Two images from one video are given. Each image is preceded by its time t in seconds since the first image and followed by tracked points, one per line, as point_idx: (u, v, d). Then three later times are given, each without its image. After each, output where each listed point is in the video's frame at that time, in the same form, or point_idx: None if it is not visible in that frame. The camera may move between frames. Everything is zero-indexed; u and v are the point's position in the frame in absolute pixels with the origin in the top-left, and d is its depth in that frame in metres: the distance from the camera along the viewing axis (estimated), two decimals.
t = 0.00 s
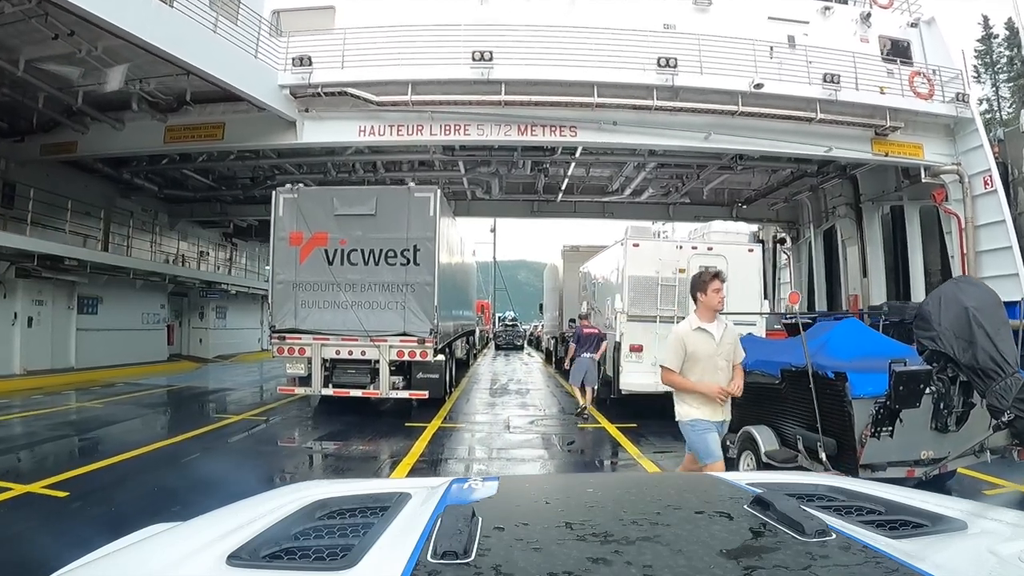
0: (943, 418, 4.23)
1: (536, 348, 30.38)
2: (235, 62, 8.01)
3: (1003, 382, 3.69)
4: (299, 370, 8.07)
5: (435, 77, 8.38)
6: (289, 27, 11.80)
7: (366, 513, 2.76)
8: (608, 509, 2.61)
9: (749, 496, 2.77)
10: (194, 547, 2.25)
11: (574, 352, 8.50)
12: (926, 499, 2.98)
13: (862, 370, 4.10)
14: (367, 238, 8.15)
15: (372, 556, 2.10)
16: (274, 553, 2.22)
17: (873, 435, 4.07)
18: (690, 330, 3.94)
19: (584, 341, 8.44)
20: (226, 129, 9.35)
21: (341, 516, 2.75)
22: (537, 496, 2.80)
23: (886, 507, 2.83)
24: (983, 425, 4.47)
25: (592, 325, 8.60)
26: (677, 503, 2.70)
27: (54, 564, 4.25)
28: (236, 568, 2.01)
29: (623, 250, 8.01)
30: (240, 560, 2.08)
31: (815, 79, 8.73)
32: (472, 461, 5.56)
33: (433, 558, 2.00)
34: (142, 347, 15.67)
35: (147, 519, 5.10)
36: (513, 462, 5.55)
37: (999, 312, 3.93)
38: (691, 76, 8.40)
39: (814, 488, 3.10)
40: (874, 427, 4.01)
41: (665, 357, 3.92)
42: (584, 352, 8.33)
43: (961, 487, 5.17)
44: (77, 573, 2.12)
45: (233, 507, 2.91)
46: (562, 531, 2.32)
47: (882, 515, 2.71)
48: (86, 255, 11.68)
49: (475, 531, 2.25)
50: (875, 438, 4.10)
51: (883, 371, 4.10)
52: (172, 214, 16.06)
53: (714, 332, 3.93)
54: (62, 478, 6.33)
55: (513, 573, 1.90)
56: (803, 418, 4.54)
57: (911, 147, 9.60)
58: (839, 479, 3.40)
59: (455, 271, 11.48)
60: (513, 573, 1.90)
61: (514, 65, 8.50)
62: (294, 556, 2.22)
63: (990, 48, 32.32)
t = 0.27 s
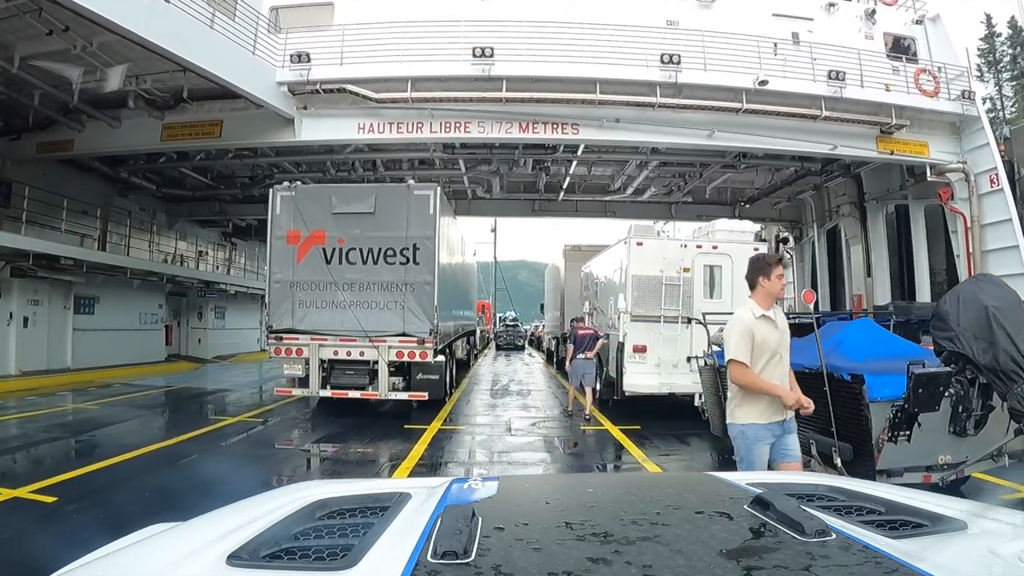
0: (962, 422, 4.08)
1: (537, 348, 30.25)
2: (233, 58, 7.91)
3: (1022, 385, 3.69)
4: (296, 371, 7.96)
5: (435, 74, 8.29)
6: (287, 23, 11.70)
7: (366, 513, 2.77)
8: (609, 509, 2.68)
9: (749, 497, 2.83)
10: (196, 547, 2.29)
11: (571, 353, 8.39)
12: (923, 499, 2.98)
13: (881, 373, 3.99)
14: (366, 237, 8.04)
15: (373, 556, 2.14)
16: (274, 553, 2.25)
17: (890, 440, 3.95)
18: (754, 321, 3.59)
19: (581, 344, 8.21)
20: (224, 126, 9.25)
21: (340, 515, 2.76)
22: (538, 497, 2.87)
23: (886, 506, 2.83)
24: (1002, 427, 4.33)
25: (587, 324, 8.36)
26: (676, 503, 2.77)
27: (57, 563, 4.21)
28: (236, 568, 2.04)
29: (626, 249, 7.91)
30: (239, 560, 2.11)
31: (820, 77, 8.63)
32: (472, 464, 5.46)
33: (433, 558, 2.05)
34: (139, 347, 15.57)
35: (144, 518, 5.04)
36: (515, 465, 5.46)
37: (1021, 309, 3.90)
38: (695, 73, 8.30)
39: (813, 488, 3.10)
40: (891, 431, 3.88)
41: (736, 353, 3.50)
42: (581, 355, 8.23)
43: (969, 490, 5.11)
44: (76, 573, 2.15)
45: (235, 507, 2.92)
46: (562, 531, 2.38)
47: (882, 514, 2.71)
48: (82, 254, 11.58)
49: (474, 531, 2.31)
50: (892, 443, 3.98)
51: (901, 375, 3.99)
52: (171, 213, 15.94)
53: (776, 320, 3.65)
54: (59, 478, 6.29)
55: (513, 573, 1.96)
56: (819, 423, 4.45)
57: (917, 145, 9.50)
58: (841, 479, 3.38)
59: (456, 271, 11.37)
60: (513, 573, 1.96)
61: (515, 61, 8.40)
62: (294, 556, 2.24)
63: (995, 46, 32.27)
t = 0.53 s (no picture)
0: (983, 425, 4.00)
1: (538, 349, 30.13)
2: (230, 54, 7.79)
3: None
4: (295, 371, 7.88)
5: (435, 70, 8.17)
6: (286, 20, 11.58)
7: (366, 513, 2.72)
8: (608, 509, 2.66)
9: (749, 497, 2.80)
10: (197, 546, 2.26)
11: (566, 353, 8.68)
12: (922, 499, 2.91)
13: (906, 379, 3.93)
14: (364, 235, 7.93)
15: (372, 556, 2.12)
16: (275, 553, 2.22)
17: (911, 445, 3.84)
18: (843, 330, 3.14)
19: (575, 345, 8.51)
20: (221, 124, 9.14)
21: (340, 515, 2.71)
22: (538, 497, 2.83)
23: (886, 506, 2.76)
24: None
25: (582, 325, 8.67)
26: (676, 503, 2.75)
27: (56, 564, 4.14)
28: (236, 568, 2.02)
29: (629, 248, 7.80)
30: (240, 560, 2.08)
31: (825, 73, 8.53)
32: (472, 468, 5.35)
33: (433, 558, 2.03)
34: (137, 347, 15.46)
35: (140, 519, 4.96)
36: (517, 469, 5.35)
37: None
38: (699, 69, 8.18)
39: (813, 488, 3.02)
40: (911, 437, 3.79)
41: (824, 363, 3.02)
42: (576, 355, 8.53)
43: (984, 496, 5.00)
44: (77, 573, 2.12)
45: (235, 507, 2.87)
46: (561, 531, 2.36)
47: (882, 515, 2.65)
48: (78, 254, 11.47)
49: (475, 531, 2.28)
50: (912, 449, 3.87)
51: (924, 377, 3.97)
52: (169, 212, 15.82)
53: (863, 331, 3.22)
54: (55, 479, 6.22)
55: (513, 573, 1.94)
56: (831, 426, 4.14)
57: (924, 143, 9.37)
58: (841, 478, 3.27)
59: (457, 271, 11.26)
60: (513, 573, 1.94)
61: (516, 57, 8.28)
62: (294, 556, 2.20)
63: (997, 45, 32.14)
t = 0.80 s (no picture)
0: (1009, 431, 3.85)
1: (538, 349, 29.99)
2: (226, 48, 7.65)
3: None
4: (290, 373, 7.77)
5: (435, 65, 8.04)
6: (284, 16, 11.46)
7: (367, 513, 2.71)
8: (609, 509, 2.66)
9: (749, 496, 2.82)
10: (197, 546, 2.26)
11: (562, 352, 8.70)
12: (920, 497, 2.89)
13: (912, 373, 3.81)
14: (362, 233, 7.80)
15: (372, 557, 2.11)
16: (275, 553, 2.21)
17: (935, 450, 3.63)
18: (945, 315, 2.96)
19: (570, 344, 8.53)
20: (217, 121, 9.01)
21: (340, 515, 2.70)
22: (538, 496, 2.83)
23: (886, 506, 2.78)
24: None
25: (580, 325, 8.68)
26: (677, 503, 2.76)
27: (53, 565, 4.07)
28: (236, 569, 2.01)
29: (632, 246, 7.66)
30: (239, 560, 2.07)
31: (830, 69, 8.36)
32: (472, 471, 5.24)
33: (433, 558, 2.03)
34: (134, 348, 15.35)
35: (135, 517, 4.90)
36: (518, 472, 5.25)
37: None
38: (703, 64, 8.06)
39: (813, 488, 3.08)
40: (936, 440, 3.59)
41: (919, 349, 2.87)
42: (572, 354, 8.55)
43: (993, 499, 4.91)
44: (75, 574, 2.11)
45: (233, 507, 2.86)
46: (562, 531, 2.35)
47: (882, 515, 2.65)
48: (72, 253, 11.34)
49: (475, 531, 2.28)
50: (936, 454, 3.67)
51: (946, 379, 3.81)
52: (167, 211, 15.70)
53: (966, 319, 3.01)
54: (51, 479, 6.16)
55: (513, 573, 1.93)
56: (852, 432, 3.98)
57: (930, 140, 9.25)
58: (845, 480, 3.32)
59: (457, 271, 11.13)
60: (513, 573, 1.93)
61: (517, 52, 8.15)
62: (294, 556, 2.19)
63: (1000, 43, 31.93)
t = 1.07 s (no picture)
0: None
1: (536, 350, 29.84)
2: (219, 42, 7.50)
3: None
4: (282, 374, 7.64)
5: (432, 59, 7.90)
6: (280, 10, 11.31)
7: (366, 513, 2.71)
8: (609, 509, 2.68)
9: (749, 497, 2.88)
10: (199, 545, 2.23)
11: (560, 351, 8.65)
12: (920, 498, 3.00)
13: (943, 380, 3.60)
14: (357, 230, 7.65)
15: (374, 556, 2.11)
16: (274, 553, 2.19)
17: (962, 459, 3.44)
18: None
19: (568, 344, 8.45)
20: (211, 116, 8.84)
21: (340, 515, 2.70)
22: (538, 497, 2.85)
23: (885, 506, 2.85)
24: None
25: (578, 325, 8.61)
26: (677, 504, 2.78)
27: (53, 564, 4.02)
28: (237, 569, 1.98)
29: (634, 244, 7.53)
30: (240, 560, 2.05)
31: (836, 65, 8.29)
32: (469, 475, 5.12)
33: (433, 558, 2.03)
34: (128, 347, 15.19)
35: (124, 518, 4.78)
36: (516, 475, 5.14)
37: None
38: (706, 59, 7.92)
39: (813, 488, 3.18)
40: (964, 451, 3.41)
41: None
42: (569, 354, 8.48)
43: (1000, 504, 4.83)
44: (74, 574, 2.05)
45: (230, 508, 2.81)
46: (562, 531, 2.37)
47: (881, 515, 2.73)
48: (64, 251, 11.16)
49: (475, 531, 2.29)
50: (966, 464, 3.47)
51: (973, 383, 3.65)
52: (162, 209, 15.54)
53: None
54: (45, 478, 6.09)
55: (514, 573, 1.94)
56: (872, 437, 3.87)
57: (936, 138, 9.10)
58: (842, 481, 3.44)
59: (455, 271, 11.00)
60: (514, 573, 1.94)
61: (517, 47, 8.00)
62: (295, 556, 2.19)
63: (1003, 42, 31.69)
